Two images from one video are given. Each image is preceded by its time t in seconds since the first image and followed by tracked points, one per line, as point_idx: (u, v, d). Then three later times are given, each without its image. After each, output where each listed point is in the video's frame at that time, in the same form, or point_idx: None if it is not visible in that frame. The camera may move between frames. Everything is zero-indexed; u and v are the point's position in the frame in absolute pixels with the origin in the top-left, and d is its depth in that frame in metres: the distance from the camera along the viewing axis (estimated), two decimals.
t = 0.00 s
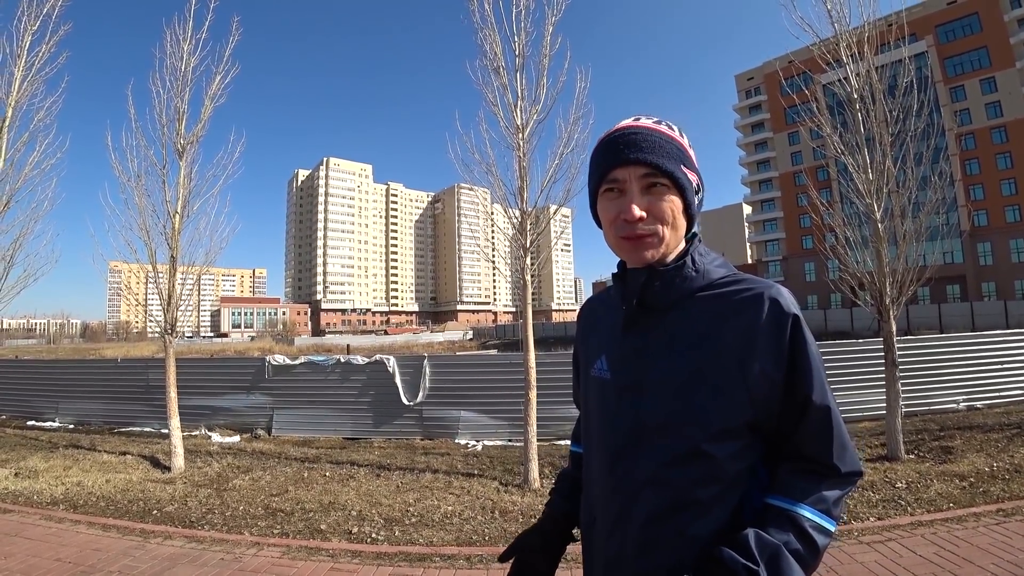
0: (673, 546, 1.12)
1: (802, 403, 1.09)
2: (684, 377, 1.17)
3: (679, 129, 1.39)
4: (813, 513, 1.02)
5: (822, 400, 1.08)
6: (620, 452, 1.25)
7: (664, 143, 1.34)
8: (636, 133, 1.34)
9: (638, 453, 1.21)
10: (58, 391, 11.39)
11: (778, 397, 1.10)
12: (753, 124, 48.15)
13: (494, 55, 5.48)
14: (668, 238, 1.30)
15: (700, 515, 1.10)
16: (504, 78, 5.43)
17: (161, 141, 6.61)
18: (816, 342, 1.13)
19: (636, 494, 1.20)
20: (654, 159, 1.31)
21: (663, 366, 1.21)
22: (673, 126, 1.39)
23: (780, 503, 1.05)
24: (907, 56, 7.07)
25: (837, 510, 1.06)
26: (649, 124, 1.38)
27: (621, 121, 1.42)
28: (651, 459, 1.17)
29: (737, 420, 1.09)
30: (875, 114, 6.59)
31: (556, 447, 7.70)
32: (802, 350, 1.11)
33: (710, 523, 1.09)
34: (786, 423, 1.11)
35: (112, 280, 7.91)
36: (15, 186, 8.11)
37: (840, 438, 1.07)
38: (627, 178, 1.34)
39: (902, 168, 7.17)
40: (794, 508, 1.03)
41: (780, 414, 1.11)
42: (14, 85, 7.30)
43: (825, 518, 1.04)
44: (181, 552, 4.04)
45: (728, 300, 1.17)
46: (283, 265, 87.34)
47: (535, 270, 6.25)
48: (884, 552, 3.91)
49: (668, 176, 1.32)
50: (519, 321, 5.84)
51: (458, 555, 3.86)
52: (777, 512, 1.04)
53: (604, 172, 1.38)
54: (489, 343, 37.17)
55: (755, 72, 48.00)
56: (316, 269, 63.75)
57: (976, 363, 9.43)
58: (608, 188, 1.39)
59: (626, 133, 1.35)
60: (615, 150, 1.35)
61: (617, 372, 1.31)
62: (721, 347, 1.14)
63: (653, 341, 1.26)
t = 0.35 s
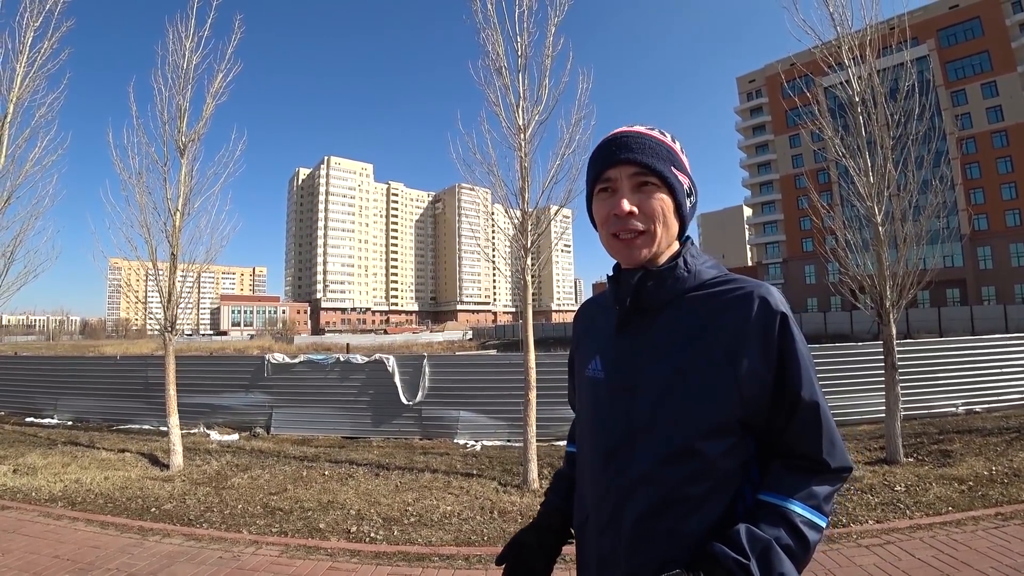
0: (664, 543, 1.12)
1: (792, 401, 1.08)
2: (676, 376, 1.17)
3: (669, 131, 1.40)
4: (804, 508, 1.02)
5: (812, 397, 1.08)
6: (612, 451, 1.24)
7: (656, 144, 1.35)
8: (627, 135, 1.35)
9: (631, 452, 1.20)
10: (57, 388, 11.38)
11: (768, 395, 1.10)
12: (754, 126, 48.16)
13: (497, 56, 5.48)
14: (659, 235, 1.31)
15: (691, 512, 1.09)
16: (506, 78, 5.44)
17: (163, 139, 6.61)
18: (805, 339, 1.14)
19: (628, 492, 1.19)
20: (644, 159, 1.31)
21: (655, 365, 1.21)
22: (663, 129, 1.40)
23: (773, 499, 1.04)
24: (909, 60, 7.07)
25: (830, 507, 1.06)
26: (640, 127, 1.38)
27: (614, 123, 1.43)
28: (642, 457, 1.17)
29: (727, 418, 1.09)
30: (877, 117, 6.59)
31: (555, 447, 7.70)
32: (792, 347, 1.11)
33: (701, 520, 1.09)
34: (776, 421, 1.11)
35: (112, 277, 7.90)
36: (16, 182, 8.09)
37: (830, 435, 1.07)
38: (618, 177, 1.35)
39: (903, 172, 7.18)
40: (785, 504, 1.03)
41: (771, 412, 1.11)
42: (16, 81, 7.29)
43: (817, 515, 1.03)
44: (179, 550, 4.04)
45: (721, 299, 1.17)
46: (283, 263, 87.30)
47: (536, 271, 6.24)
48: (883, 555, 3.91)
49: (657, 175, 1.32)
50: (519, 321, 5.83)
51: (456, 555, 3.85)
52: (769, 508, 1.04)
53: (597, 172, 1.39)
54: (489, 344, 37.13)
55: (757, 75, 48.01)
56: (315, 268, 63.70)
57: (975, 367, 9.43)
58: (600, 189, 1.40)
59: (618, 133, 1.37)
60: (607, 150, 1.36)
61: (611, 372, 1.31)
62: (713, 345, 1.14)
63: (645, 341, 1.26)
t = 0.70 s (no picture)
0: (668, 543, 1.13)
1: (798, 408, 1.11)
2: (686, 378, 1.17)
3: (700, 138, 1.40)
4: (803, 514, 1.03)
5: (817, 405, 1.10)
6: (618, 451, 1.24)
7: (687, 147, 1.35)
8: (661, 134, 1.34)
9: (638, 453, 1.20)
10: (55, 385, 11.36)
11: (775, 401, 1.12)
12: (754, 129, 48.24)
13: (498, 56, 5.48)
14: (678, 240, 1.31)
15: (697, 514, 1.10)
16: (508, 79, 5.44)
17: (164, 137, 6.60)
18: (812, 348, 1.15)
19: (633, 493, 1.19)
20: (676, 162, 1.31)
21: (664, 366, 1.20)
22: (695, 135, 1.40)
23: (772, 504, 1.06)
24: (909, 64, 7.08)
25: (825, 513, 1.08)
26: (673, 128, 1.38)
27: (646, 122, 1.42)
28: (649, 459, 1.17)
29: (736, 423, 1.10)
30: (878, 120, 6.60)
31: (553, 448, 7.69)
32: (799, 355, 1.13)
33: (706, 523, 1.10)
34: (781, 427, 1.13)
35: (112, 275, 7.90)
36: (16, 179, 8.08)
37: (833, 443, 1.09)
38: (646, 176, 1.35)
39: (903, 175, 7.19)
40: (785, 509, 1.04)
41: (777, 418, 1.13)
42: (18, 78, 7.29)
43: (814, 520, 1.05)
44: (178, 548, 4.03)
45: (731, 305, 1.18)
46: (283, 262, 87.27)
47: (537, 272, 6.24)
48: (881, 558, 3.91)
49: (685, 180, 1.33)
50: (519, 321, 5.83)
51: (455, 555, 3.85)
52: (769, 512, 1.05)
53: (623, 168, 1.38)
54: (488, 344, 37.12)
55: (756, 78, 48.11)
56: (314, 267, 63.64)
57: (973, 370, 9.44)
58: (625, 185, 1.39)
59: (651, 132, 1.35)
60: (638, 146, 1.35)
61: (618, 373, 1.30)
62: (723, 350, 1.14)
63: (655, 341, 1.26)
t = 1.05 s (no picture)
0: (682, 544, 1.14)
1: (817, 409, 1.13)
2: (704, 378, 1.17)
3: (718, 129, 1.45)
4: (820, 516, 1.07)
5: (835, 407, 1.13)
6: (630, 452, 1.24)
7: (708, 138, 1.38)
8: (683, 124, 1.37)
9: (650, 453, 1.21)
10: (45, 379, 11.25)
11: (793, 402, 1.14)
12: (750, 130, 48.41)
13: (498, 53, 5.46)
14: (702, 233, 1.33)
15: (712, 516, 1.12)
16: (508, 76, 5.42)
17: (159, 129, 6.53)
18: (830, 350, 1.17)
19: (646, 491, 1.20)
20: (700, 152, 1.34)
21: (680, 365, 1.21)
22: (713, 126, 1.45)
23: (787, 504, 1.09)
24: (907, 68, 7.12)
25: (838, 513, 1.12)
26: (693, 118, 1.41)
27: (665, 112, 1.44)
28: (664, 458, 1.18)
29: (754, 425, 1.12)
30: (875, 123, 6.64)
31: (547, 446, 7.70)
32: (817, 358, 1.15)
33: (721, 523, 1.12)
34: (799, 428, 1.15)
35: (105, 268, 7.82)
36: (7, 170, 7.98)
37: (850, 446, 1.12)
38: (669, 167, 1.37)
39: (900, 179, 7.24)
40: (801, 509, 1.07)
41: (794, 419, 1.15)
42: (10, 67, 7.19)
43: (828, 521, 1.09)
44: (169, 545, 4.00)
45: (749, 304, 1.19)
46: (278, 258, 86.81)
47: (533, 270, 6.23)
48: (874, 558, 3.94)
49: (709, 170, 1.36)
50: (515, 319, 5.82)
51: (450, 553, 3.84)
52: (785, 513, 1.08)
53: (645, 158, 1.39)
54: (482, 342, 37.09)
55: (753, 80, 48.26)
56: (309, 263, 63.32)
57: (964, 373, 9.53)
58: (647, 176, 1.40)
59: (674, 121, 1.38)
60: (661, 136, 1.37)
61: (631, 369, 1.30)
62: (742, 350, 1.15)
63: (669, 341, 1.26)
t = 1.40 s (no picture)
0: (699, 557, 1.07)
1: (845, 405, 1.06)
2: (720, 374, 1.11)
3: (721, 107, 1.37)
4: (852, 517, 1.01)
5: (865, 403, 1.05)
6: (643, 455, 1.19)
7: (709, 117, 1.31)
8: (680, 105, 1.31)
9: (666, 457, 1.15)
10: (38, 379, 11.14)
11: (819, 400, 1.07)
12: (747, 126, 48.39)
13: (494, 46, 5.37)
14: (706, 220, 1.25)
15: (735, 523, 1.05)
16: (504, 69, 5.33)
17: (150, 125, 6.42)
18: (858, 340, 1.09)
19: (661, 499, 1.15)
20: (700, 133, 1.27)
21: (694, 362, 1.15)
22: (715, 104, 1.37)
23: (814, 507, 1.02)
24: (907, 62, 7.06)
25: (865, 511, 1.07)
26: (691, 98, 1.35)
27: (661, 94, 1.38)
28: (679, 462, 1.13)
29: (777, 426, 1.05)
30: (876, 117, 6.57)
31: (545, 444, 7.65)
32: (844, 350, 1.07)
33: (744, 531, 1.05)
34: (826, 425, 1.08)
35: (96, 267, 7.72)
36: None
37: (881, 444, 1.05)
38: (666, 151, 1.30)
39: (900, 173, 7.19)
40: (831, 512, 1.01)
41: (819, 415, 1.08)
42: None
43: (859, 521, 1.04)
44: (160, 549, 3.92)
45: (767, 295, 1.12)
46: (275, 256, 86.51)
47: (530, 267, 6.16)
48: (879, 557, 3.90)
49: (711, 152, 1.29)
50: (512, 316, 5.75)
51: (448, 555, 3.78)
52: (816, 517, 1.01)
53: (641, 144, 1.34)
54: (480, 339, 37.04)
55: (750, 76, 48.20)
56: (305, 261, 63.05)
57: (961, 368, 9.53)
58: (643, 163, 1.34)
59: (670, 103, 1.32)
60: (658, 119, 1.31)
61: (641, 369, 1.25)
62: (761, 346, 1.09)
63: (681, 336, 1.20)
